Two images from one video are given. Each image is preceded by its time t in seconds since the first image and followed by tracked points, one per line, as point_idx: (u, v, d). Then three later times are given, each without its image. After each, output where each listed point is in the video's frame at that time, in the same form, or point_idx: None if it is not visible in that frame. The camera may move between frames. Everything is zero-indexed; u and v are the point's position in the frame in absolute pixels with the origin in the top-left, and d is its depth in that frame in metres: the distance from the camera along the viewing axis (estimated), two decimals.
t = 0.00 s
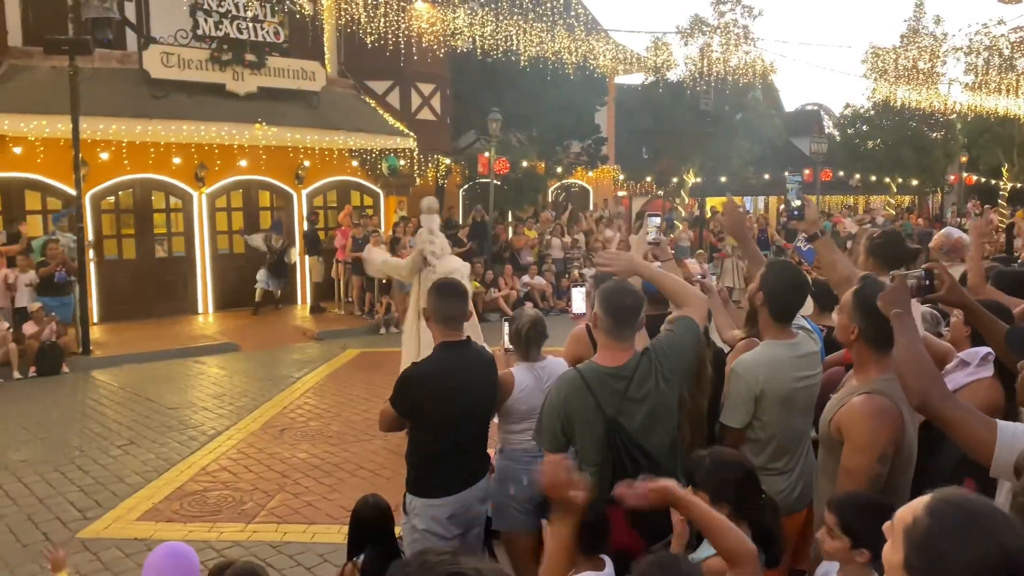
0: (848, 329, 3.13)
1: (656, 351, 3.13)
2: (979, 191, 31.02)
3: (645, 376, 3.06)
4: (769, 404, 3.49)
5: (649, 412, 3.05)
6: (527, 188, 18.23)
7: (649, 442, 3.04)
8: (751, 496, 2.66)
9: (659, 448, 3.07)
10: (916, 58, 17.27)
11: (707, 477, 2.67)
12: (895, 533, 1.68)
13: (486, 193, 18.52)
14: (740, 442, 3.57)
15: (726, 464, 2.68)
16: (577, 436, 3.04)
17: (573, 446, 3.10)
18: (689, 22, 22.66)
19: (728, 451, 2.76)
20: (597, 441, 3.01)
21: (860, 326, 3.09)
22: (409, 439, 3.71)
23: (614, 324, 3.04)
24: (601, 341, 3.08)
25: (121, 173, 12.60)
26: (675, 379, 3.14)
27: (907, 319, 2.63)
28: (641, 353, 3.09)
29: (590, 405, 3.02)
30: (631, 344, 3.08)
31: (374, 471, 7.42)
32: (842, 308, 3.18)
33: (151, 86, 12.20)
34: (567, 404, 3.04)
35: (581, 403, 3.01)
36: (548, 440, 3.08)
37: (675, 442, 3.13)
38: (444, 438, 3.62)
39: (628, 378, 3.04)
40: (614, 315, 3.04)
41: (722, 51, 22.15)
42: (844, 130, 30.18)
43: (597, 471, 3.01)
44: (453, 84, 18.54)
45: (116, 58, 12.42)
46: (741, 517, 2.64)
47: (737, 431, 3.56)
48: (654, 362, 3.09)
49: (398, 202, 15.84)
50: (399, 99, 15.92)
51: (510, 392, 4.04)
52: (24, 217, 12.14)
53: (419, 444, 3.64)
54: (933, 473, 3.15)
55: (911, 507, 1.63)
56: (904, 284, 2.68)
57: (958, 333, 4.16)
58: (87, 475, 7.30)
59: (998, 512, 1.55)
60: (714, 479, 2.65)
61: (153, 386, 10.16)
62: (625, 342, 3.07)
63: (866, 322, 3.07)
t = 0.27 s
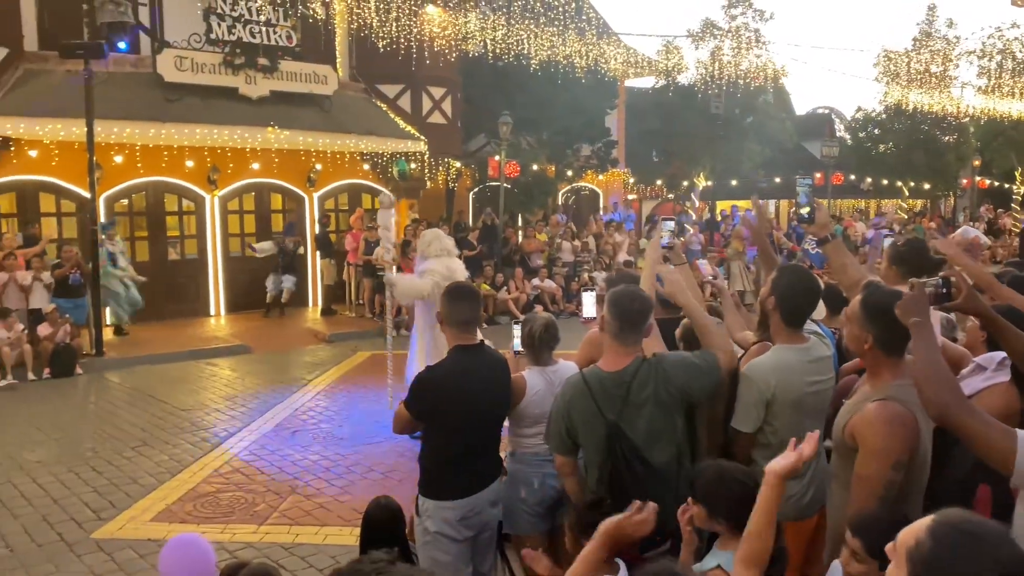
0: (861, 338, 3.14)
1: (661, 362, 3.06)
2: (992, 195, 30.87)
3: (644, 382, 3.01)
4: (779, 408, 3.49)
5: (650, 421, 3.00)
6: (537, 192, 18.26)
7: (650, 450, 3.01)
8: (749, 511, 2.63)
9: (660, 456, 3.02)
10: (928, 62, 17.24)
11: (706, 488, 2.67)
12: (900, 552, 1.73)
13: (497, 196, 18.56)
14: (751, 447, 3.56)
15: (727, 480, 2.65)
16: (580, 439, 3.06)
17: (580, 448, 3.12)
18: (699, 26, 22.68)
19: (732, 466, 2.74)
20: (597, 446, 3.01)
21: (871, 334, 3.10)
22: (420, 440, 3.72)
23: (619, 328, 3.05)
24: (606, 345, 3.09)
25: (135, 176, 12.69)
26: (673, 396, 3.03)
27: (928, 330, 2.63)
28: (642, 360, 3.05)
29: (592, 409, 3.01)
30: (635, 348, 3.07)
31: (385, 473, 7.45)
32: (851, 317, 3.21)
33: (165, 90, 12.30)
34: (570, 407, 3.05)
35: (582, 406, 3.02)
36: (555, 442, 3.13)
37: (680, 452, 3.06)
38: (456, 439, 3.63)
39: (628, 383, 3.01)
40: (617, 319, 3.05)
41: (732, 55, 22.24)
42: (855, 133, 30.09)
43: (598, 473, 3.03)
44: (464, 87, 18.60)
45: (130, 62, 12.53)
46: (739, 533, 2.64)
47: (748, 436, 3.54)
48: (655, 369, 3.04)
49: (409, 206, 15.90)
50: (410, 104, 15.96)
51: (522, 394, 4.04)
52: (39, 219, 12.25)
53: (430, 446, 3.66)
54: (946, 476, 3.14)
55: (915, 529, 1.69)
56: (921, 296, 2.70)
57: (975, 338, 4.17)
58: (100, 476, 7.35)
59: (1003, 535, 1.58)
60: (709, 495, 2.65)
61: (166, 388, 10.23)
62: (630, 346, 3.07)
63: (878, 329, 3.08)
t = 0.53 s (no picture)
0: (874, 350, 3.13)
1: (674, 374, 3.04)
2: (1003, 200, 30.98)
3: (657, 390, 3.00)
4: (787, 414, 3.49)
5: (662, 428, 2.99)
6: (547, 196, 18.28)
7: (661, 455, 3.01)
8: (751, 527, 2.48)
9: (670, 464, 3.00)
10: (940, 66, 17.22)
11: (709, 497, 2.54)
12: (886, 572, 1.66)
13: (506, 201, 18.58)
14: (760, 452, 3.58)
15: (727, 497, 2.51)
16: (593, 441, 3.10)
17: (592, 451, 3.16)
18: (710, 30, 22.68)
19: (734, 480, 2.61)
20: (608, 449, 3.05)
21: (886, 344, 3.09)
22: (431, 445, 3.73)
23: (635, 333, 3.06)
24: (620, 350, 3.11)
25: (147, 181, 12.77)
26: (679, 413, 2.99)
27: (946, 344, 2.65)
28: (659, 367, 3.04)
29: (605, 413, 3.05)
30: (651, 355, 3.07)
31: (395, 477, 7.46)
32: (862, 329, 3.20)
33: (177, 95, 12.37)
34: (583, 410, 3.10)
35: (595, 409, 3.06)
36: (569, 445, 3.17)
37: (690, 465, 3.03)
38: (466, 446, 3.64)
39: (640, 388, 3.01)
40: (635, 324, 3.06)
41: (743, 60, 22.26)
42: (866, 138, 29.99)
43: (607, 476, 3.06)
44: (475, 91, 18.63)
45: (143, 67, 12.60)
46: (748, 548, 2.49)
47: (756, 441, 3.56)
48: (667, 378, 3.02)
49: (419, 210, 15.94)
50: (421, 108, 15.72)
51: (534, 400, 4.03)
52: (52, 223, 12.33)
53: (442, 452, 3.67)
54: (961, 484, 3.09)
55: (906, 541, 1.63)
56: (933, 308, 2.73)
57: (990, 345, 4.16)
58: (112, 479, 7.39)
59: (991, 553, 1.52)
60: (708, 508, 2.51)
61: (177, 391, 10.28)
62: (645, 352, 3.07)
63: (890, 340, 3.08)
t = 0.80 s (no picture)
0: (883, 357, 3.12)
1: (697, 382, 3.02)
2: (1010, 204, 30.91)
3: (679, 396, 2.99)
4: (793, 416, 3.48)
5: (679, 435, 2.98)
6: (553, 201, 18.27)
7: (676, 462, 3.00)
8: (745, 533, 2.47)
9: (686, 472, 3.00)
10: (947, 70, 17.14)
11: (704, 507, 2.51)
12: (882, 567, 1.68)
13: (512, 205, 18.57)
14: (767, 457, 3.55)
15: (721, 503, 2.49)
16: (608, 444, 3.08)
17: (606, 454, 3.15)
18: (716, 34, 22.69)
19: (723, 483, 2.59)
20: (624, 452, 3.03)
21: (893, 351, 3.10)
22: (438, 449, 3.71)
23: (659, 337, 3.03)
24: (643, 352, 3.08)
25: (154, 185, 12.81)
26: (700, 423, 2.97)
27: (954, 358, 2.72)
28: (684, 374, 3.03)
29: (623, 416, 3.04)
30: (676, 361, 3.05)
31: (401, 481, 7.45)
32: (869, 335, 3.19)
33: (184, 99, 12.41)
34: (601, 413, 3.08)
35: (613, 411, 3.05)
36: (583, 446, 3.15)
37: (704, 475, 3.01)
38: (474, 449, 3.62)
39: (663, 393, 3.00)
40: (659, 328, 3.04)
41: (749, 64, 22.42)
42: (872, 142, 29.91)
43: (618, 479, 3.03)
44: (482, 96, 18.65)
45: (150, 72, 12.64)
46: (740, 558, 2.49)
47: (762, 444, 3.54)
48: (689, 385, 3.01)
49: (424, 214, 15.95)
50: (427, 113, 15.82)
51: (541, 406, 4.01)
52: (59, 227, 12.38)
53: (449, 457, 3.65)
54: (970, 489, 3.05)
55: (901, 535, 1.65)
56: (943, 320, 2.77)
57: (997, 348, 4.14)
58: (119, 483, 7.40)
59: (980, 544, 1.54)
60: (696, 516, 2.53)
61: (183, 395, 10.29)
62: (669, 358, 3.05)
63: (899, 348, 3.08)
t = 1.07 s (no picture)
0: (880, 363, 3.12)
1: (716, 390, 3.07)
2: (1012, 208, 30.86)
3: (699, 402, 3.03)
4: (796, 418, 3.48)
5: (696, 439, 2.99)
6: (555, 205, 18.27)
7: (694, 468, 2.99)
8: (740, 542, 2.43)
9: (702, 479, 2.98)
10: (949, 74, 17.13)
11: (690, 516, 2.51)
12: None
13: (514, 209, 18.57)
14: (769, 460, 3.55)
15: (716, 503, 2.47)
16: (622, 449, 3.09)
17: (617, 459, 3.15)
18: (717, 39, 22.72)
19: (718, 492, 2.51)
20: (639, 456, 3.01)
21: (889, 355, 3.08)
22: (442, 453, 3.71)
23: (679, 343, 3.10)
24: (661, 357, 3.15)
25: (156, 189, 12.84)
26: (720, 429, 3.00)
27: (957, 369, 2.73)
28: (704, 381, 3.09)
29: (641, 418, 3.06)
30: (693, 367, 3.13)
31: (403, 486, 7.44)
32: (867, 342, 3.19)
33: (187, 104, 12.44)
34: (617, 416, 3.10)
35: (631, 415, 3.07)
36: (594, 450, 3.17)
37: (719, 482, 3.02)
38: (478, 452, 3.63)
39: (683, 398, 3.04)
40: (678, 334, 3.11)
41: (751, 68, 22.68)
42: (875, 146, 29.89)
43: (630, 485, 2.99)
44: (484, 99, 18.66)
45: (153, 76, 12.66)
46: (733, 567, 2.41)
47: (764, 446, 3.54)
48: (708, 391, 3.06)
49: (427, 218, 15.97)
50: (429, 117, 15.91)
51: (541, 413, 3.99)
52: (63, 232, 12.41)
53: (454, 460, 3.65)
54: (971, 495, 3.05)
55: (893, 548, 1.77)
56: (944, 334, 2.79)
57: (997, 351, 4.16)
58: (121, 486, 7.40)
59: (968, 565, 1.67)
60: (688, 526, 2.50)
61: (186, 399, 10.30)
62: (686, 364, 3.12)
63: (898, 354, 3.07)
